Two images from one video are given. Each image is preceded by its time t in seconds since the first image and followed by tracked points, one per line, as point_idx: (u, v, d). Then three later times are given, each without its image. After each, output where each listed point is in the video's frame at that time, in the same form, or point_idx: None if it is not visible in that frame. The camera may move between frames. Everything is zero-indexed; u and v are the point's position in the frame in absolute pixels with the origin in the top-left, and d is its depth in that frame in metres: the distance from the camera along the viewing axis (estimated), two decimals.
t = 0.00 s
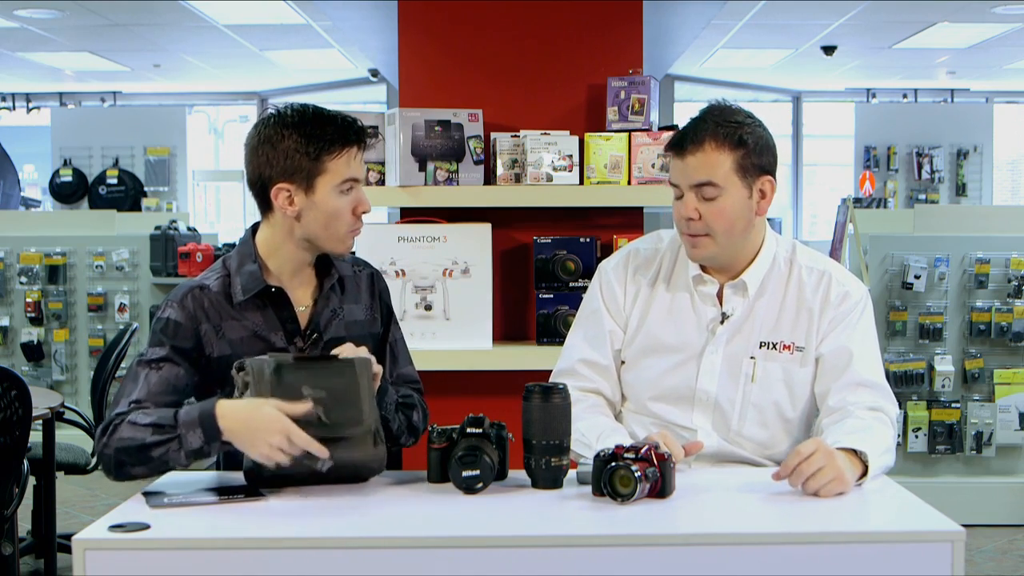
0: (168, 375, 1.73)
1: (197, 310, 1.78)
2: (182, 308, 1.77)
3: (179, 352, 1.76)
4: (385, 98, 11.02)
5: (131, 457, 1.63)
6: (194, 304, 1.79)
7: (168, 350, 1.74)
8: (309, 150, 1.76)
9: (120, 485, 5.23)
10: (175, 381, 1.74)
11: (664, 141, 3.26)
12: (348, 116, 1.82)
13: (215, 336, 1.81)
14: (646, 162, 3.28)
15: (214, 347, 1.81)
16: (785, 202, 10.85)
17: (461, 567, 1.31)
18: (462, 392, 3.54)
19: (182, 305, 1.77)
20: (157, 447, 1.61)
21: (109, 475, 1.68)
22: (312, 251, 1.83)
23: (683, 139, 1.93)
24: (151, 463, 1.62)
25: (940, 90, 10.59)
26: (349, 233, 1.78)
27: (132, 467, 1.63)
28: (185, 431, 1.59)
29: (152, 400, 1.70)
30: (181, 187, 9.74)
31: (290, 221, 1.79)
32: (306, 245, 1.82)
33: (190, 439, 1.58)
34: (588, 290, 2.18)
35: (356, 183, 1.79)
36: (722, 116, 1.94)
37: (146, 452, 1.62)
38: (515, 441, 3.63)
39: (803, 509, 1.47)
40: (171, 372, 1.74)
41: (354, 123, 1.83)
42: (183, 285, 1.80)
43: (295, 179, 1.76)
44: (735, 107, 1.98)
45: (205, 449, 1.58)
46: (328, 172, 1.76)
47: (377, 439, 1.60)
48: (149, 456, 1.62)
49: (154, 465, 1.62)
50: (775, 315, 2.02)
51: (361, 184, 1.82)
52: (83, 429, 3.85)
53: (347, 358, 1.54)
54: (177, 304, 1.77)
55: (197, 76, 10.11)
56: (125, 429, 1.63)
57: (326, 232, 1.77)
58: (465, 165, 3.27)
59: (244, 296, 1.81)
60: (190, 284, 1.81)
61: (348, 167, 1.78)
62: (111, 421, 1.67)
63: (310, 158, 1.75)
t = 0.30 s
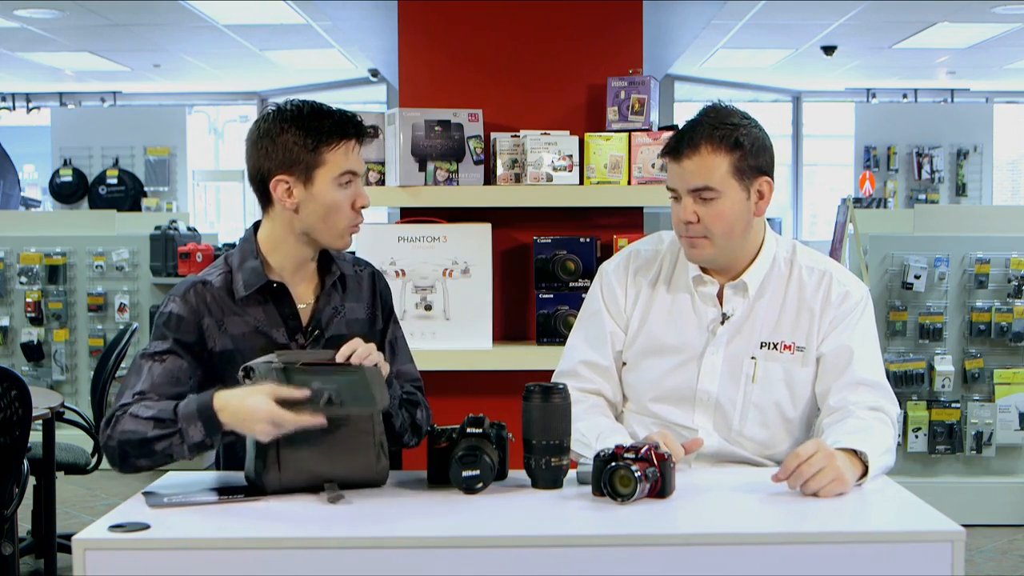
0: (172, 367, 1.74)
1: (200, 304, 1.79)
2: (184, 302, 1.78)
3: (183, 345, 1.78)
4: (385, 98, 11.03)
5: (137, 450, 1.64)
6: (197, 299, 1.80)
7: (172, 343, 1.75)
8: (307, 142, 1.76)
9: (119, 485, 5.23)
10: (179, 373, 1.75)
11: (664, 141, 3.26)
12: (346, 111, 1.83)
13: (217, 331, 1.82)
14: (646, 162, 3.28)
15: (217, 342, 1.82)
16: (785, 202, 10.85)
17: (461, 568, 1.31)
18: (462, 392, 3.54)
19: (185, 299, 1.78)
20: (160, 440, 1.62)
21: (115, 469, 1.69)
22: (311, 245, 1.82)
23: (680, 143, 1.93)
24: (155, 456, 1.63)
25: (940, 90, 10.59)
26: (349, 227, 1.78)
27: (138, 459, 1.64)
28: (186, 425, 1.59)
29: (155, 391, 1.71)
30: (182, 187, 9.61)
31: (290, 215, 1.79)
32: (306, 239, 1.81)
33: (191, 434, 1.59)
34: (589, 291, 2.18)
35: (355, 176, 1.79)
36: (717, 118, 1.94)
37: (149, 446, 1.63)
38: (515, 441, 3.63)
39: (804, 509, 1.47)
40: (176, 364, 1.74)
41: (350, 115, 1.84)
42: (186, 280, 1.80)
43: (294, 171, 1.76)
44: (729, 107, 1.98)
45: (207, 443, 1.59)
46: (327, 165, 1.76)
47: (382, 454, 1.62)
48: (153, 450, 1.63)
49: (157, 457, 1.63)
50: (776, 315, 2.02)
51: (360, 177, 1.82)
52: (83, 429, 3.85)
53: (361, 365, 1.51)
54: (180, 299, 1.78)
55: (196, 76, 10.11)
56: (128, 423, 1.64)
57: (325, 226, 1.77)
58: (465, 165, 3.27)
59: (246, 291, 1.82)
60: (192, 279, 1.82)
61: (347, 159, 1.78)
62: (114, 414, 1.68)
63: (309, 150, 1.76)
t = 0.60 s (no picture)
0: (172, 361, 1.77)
1: (199, 301, 1.82)
2: (184, 298, 1.81)
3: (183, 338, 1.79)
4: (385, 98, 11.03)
5: (133, 421, 1.70)
6: (198, 296, 1.83)
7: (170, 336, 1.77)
8: (309, 137, 1.76)
9: (119, 485, 5.23)
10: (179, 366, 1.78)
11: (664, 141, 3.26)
12: (345, 107, 1.83)
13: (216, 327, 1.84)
14: (646, 162, 3.28)
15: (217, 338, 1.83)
16: (785, 201, 10.85)
17: (461, 568, 1.31)
18: (462, 392, 3.54)
19: (184, 295, 1.81)
20: (151, 397, 1.68)
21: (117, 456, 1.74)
22: (314, 240, 1.83)
23: (676, 137, 1.94)
24: (152, 414, 1.69)
25: (940, 90, 10.59)
26: (351, 222, 1.79)
27: (135, 432, 1.70)
28: (173, 367, 1.63)
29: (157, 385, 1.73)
30: (182, 187, 9.71)
31: (292, 210, 1.79)
32: (310, 234, 1.81)
33: (179, 371, 1.63)
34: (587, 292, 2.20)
35: (356, 170, 1.79)
36: (715, 114, 1.95)
37: (143, 405, 1.68)
38: (515, 440, 3.63)
39: (804, 509, 1.47)
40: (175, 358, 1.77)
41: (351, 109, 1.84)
42: (186, 278, 1.83)
43: (296, 166, 1.76)
44: (728, 106, 1.99)
45: (197, 376, 1.63)
46: (327, 159, 1.76)
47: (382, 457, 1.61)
48: (147, 408, 1.68)
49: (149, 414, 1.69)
50: (777, 315, 2.02)
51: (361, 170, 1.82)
52: (83, 429, 3.85)
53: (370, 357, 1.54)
54: (179, 295, 1.81)
55: (196, 76, 10.11)
56: (121, 397, 1.70)
57: (327, 220, 1.77)
58: (465, 165, 3.27)
59: (246, 288, 1.84)
60: (193, 276, 1.85)
61: (348, 153, 1.78)
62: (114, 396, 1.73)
63: (310, 145, 1.76)
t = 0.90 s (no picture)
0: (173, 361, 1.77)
1: (202, 300, 1.82)
2: (187, 297, 1.81)
3: (182, 338, 1.79)
4: (385, 98, 11.03)
5: (130, 421, 1.70)
6: (201, 295, 1.82)
7: (170, 336, 1.77)
8: (317, 133, 1.77)
9: (119, 485, 5.22)
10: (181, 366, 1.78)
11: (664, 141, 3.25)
12: (351, 106, 1.84)
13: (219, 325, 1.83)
14: (646, 162, 3.28)
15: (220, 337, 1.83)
16: (785, 201, 10.85)
17: (462, 568, 1.31)
18: (462, 392, 3.54)
19: (187, 294, 1.81)
20: (150, 397, 1.69)
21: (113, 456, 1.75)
22: (322, 237, 1.82)
23: (672, 149, 1.94)
24: (149, 414, 1.70)
25: (940, 90, 10.59)
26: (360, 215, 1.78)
27: (131, 433, 1.71)
28: (175, 368, 1.66)
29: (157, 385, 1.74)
30: (182, 188, 9.71)
31: (302, 205, 1.78)
32: (319, 230, 1.81)
33: (179, 373, 1.66)
34: (586, 291, 2.20)
35: (363, 164, 1.80)
36: (709, 123, 1.94)
37: (142, 405, 1.69)
38: (515, 440, 3.64)
39: (804, 509, 1.47)
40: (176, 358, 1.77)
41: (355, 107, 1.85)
42: (189, 276, 1.83)
43: (305, 160, 1.76)
44: (722, 111, 1.98)
45: (195, 379, 1.66)
46: (336, 152, 1.76)
47: (382, 456, 1.61)
48: (145, 407, 1.69)
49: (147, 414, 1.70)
50: (777, 315, 2.02)
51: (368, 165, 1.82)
52: (82, 429, 3.85)
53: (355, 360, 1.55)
54: (182, 293, 1.81)
55: (196, 76, 10.12)
56: (120, 397, 1.70)
57: (337, 213, 1.77)
58: (465, 165, 3.27)
59: (251, 286, 1.84)
60: (197, 275, 1.85)
61: (354, 147, 1.78)
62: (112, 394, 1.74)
63: (318, 140, 1.76)
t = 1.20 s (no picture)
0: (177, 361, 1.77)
1: (208, 298, 1.81)
2: (193, 295, 1.80)
3: (187, 337, 1.79)
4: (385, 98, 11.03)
5: (133, 422, 1.71)
6: (207, 292, 1.82)
7: (174, 336, 1.78)
8: (329, 136, 1.76)
9: (119, 485, 5.22)
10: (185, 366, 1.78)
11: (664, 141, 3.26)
12: (362, 107, 1.84)
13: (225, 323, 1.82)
14: (646, 162, 3.28)
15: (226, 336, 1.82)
16: (785, 202, 10.85)
17: (462, 568, 1.31)
18: (462, 392, 3.54)
19: (194, 292, 1.80)
20: (153, 398, 1.70)
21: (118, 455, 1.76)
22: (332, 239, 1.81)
23: (681, 134, 1.94)
24: (151, 415, 1.71)
25: (940, 90, 10.58)
26: (372, 217, 1.79)
27: (134, 433, 1.72)
28: (178, 371, 1.66)
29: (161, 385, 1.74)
30: (182, 188, 9.65)
31: (314, 207, 1.78)
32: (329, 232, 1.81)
33: (181, 376, 1.66)
34: (584, 292, 2.19)
35: (374, 167, 1.80)
36: (721, 116, 1.94)
37: (145, 406, 1.71)
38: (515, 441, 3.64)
39: (803, 509, 1.47)
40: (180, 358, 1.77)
41: (367, 109, 1.85)
42: (195, 274, 1.83)
43: (317, 163, 1.76)
44: (735, 108, 1.98)
45: (197, 383, 1.65)
46: (348, 155, 1.76)
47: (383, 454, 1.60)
48: (148, 409, 1.71)
49: (150, 415, 1.71)
50: (774, 316, 2.02)
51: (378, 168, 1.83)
52: (82, 429, 3.85)
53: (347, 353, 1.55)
54: (189, 292, 1.81)
55: (196, 76, 10.11)
56: (124, 397, 1.72)
57: (350, 216, 1.77)
58: (465, 165, 3.27)
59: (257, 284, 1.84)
60: (204, 273, 1.84)
61: (367, 150, 1.78)
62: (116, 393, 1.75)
63: (331, 143, 1.76)
